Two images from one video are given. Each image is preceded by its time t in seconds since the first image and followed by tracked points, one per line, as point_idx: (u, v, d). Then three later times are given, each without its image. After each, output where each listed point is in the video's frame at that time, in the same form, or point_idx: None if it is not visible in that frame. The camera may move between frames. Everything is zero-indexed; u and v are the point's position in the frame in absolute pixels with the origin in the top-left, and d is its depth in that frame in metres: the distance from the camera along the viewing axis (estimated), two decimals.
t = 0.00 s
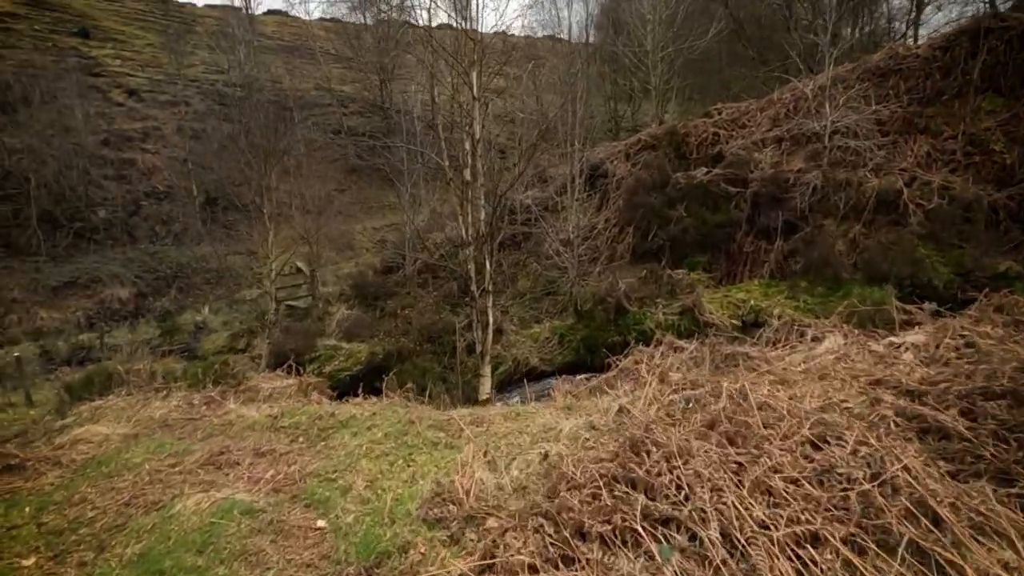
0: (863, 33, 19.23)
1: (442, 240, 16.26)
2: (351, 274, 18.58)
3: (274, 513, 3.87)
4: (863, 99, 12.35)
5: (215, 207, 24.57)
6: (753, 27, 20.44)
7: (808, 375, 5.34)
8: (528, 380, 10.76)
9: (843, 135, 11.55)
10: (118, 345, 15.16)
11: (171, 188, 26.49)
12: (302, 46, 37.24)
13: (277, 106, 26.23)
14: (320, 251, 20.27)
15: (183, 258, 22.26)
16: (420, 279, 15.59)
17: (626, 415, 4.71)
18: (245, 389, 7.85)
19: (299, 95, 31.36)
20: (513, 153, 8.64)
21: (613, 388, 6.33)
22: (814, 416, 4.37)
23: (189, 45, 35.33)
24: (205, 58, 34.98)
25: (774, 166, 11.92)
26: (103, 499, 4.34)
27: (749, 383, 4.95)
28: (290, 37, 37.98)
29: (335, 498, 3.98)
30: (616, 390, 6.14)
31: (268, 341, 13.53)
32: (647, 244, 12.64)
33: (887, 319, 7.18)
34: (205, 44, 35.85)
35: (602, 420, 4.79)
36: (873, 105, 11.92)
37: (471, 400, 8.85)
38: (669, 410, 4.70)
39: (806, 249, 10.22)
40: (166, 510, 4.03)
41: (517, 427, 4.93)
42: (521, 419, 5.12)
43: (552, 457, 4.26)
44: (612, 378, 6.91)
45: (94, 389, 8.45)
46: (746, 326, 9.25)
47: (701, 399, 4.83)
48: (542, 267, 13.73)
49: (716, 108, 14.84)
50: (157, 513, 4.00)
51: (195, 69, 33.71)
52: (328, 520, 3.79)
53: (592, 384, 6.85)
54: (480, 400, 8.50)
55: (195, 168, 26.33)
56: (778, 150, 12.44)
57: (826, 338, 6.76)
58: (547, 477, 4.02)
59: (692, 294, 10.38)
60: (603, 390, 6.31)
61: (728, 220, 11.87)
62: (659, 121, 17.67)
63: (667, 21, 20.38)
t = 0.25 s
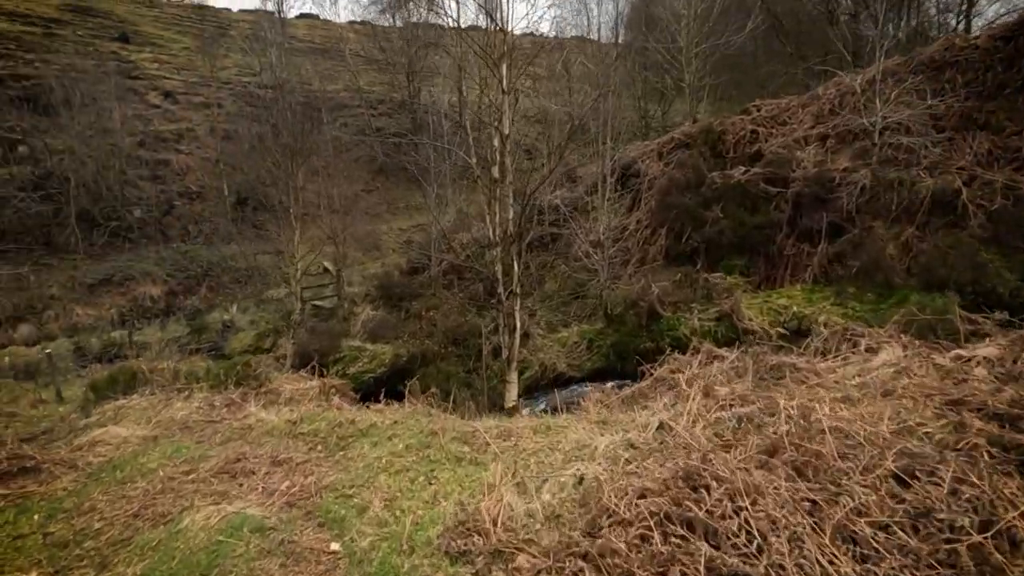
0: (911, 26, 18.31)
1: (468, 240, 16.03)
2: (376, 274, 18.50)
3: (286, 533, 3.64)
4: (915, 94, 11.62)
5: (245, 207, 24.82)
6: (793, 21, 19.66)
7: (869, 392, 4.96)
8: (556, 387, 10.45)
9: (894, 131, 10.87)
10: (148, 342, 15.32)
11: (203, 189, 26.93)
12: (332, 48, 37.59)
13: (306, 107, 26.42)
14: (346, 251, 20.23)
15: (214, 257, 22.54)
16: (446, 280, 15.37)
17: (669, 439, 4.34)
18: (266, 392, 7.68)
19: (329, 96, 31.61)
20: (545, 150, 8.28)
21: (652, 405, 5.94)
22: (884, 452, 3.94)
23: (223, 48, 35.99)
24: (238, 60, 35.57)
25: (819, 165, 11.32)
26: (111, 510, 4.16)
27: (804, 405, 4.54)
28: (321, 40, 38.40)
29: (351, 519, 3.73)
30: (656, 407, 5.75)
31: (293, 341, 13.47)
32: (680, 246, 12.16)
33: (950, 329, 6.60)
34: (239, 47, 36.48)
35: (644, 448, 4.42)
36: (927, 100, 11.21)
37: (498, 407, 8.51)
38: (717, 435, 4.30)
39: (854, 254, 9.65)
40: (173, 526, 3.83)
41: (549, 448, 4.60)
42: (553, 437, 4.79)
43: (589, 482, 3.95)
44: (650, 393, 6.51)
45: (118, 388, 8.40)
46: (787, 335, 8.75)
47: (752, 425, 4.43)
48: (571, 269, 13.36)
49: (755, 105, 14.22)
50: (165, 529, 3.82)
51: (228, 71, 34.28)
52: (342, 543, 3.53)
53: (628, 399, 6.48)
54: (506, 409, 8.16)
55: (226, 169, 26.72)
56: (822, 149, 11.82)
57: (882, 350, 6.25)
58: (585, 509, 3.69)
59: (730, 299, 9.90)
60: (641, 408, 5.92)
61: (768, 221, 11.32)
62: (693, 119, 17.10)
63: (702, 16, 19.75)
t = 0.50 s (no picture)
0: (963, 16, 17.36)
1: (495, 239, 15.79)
2: (401, 274, 18.39)
3: (297, 556, 3.44)
4: (970, 87, 10.93)
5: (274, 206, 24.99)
6: (834, 13, 18.85)
7: (936, 413, 4.57)
8: (583, 393, 10.10)
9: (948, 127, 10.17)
10: (177, 339, 15.45)
11: (233, 188, 27.29)
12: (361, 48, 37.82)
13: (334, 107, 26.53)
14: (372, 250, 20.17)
15: (242, 255, 22.78)
16: (471, 281, 15.14)
17: (715, 467, 4.03)
18: (287, 394, 7.53)
19: (356, 96, 31.76)
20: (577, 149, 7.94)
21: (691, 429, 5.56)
22: (977, 497, 3.46)
23: (254, 50, 36.53)
24: (268, 61, 36.04)
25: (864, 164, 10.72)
26: (120, 523, 4.03)
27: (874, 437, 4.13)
28: (349, 40, 38.69)
29: (366, 543, 3.52)
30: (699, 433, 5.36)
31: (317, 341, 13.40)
32: (715, 248, 11.68)
33: (1018, 342, 6.05)
34: (270, 48, 36.97)
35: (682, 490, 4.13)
36: (984, 93, 10.51)
37: (524, 413, 8.15)
38: (765, 467, 3.95)
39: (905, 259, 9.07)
40: (180, 544, 3.68)
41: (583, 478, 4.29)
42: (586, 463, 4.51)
43: (628, 514, 3.63)
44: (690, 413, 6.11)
45: (142, 387, 8.33)
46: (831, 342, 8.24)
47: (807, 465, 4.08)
48: (599, 271, 12.99)
49: (794, 100, 13.60)
50: (172, 547, 3.67)
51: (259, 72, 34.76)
52: (356, 570, 3.32)
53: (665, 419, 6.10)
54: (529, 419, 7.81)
55: (256, 168, 27.03)
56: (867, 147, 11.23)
57: (943, 364, 5.75)
58: (625, 548, 3.36)
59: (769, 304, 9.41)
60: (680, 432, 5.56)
61: (809, 223, 10.78)
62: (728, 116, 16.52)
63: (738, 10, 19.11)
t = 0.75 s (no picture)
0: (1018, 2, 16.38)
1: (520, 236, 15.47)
2: (425, 270, 18.21)
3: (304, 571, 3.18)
4: None
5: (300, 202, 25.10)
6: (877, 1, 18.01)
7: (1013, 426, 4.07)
8: (610, 395, 9.73)
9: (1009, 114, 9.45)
10: (203, 333, 15.52)
11: (260, 184, 27.53)
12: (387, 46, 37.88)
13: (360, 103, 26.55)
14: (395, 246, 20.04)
15: (268, 251, 22.91)
16: (495, 278, 14.85)
17: (779, 488, 3.75)
18: (306, 391, 7.34)
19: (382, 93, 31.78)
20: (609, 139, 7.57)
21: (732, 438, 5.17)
22: None
23: (283, 48, 36.89)
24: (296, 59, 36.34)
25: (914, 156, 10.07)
26: (124, 526, 3.83)
27: (946, 463, 3.71)
28: (376, 38, 38.79)
29: (380, 558, 3.25)
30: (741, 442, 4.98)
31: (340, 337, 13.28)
32: (750, 245, 11.17)
33: None
34: (298, 46, 37.29)
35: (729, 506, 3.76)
36: None
37: (549, 415, 7.82)
38: (829, 491, 3.63)
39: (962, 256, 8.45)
40: (182, 552, 3.46)
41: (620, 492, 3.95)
42: (621, 472, 4.16)
43: (675, 542, 3.32)
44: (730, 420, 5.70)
45: (163, 381, 8.25)
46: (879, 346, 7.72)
47: (869, 483, 3.70)
48: (628, 268, 12.58)
49: (836, 91, 12.95)
50: (174, 557, 3.45)
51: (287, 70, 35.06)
52: None
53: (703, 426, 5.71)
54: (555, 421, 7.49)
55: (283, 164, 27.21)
56: (917, 139, 10.56)
57: (1013, 371, 5.25)
58: None
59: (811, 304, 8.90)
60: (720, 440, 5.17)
61: (853, 219, 10.20)
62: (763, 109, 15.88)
63: None
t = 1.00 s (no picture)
0: None
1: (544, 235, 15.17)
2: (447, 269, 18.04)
3: None
4: None
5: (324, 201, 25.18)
6: None
7: None
8: (638, 400, 9.40)
9: None
10: (227, 330, 15.57)
11: (286, 182, 27.75)
12: (413, 46, 37.94)
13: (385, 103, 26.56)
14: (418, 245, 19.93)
15: (292, 249, 23.02)
16: (518, 277, 14.59)
17: (858, 519, 3.53)
18: (327, 392, 7.17)
19: (407, 93, 31.79)
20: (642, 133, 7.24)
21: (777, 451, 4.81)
22: None
23: (310, 49, 37.21)
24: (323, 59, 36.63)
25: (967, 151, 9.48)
26: (132, 536, 3.66)
27: None
28: (402, 38, 38.88)
29: None
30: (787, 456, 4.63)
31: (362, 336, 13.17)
32: (787, 246, 10.70)
33: None
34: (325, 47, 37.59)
35: (782, 532, 3.43)
36: None
37: (575, 420, 7.53)
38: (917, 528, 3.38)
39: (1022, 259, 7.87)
40: (188, 569, 3.29)
41: (660, 513, 3.63)
42: (662, 490, 3.84)
43: None
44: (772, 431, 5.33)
45: (184, 379, 8.17)
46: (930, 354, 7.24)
47: (958, 518, 3.42)
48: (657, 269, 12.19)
49: (878, 84, 12.35)
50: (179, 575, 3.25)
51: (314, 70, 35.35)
52: None
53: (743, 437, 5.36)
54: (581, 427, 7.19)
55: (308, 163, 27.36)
56: (969, 134, 9.96)
57: None
58: None
59: (854, 308, 8.42)
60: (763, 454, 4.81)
61: (898, 218, 9.65)
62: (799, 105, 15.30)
63: None
